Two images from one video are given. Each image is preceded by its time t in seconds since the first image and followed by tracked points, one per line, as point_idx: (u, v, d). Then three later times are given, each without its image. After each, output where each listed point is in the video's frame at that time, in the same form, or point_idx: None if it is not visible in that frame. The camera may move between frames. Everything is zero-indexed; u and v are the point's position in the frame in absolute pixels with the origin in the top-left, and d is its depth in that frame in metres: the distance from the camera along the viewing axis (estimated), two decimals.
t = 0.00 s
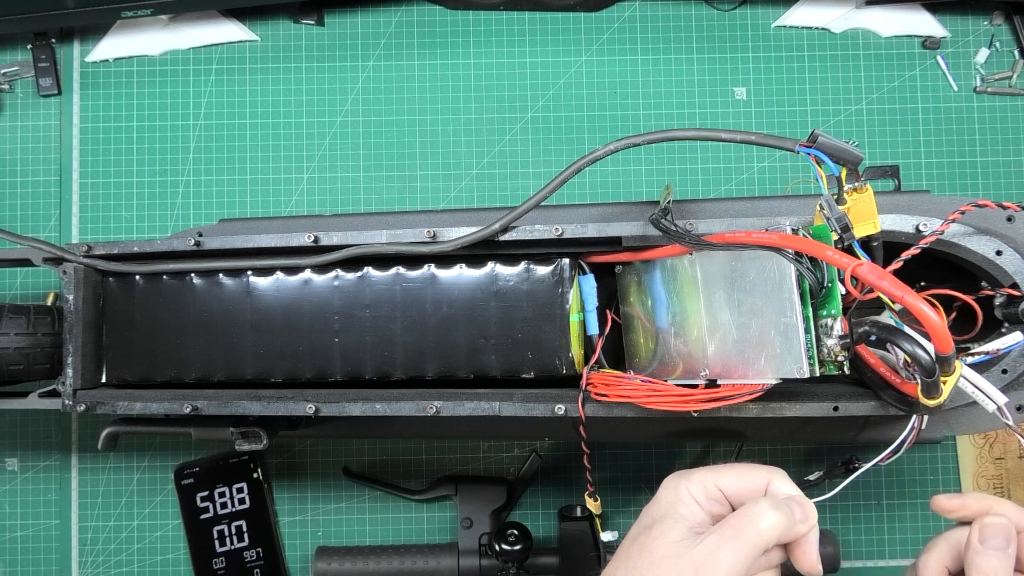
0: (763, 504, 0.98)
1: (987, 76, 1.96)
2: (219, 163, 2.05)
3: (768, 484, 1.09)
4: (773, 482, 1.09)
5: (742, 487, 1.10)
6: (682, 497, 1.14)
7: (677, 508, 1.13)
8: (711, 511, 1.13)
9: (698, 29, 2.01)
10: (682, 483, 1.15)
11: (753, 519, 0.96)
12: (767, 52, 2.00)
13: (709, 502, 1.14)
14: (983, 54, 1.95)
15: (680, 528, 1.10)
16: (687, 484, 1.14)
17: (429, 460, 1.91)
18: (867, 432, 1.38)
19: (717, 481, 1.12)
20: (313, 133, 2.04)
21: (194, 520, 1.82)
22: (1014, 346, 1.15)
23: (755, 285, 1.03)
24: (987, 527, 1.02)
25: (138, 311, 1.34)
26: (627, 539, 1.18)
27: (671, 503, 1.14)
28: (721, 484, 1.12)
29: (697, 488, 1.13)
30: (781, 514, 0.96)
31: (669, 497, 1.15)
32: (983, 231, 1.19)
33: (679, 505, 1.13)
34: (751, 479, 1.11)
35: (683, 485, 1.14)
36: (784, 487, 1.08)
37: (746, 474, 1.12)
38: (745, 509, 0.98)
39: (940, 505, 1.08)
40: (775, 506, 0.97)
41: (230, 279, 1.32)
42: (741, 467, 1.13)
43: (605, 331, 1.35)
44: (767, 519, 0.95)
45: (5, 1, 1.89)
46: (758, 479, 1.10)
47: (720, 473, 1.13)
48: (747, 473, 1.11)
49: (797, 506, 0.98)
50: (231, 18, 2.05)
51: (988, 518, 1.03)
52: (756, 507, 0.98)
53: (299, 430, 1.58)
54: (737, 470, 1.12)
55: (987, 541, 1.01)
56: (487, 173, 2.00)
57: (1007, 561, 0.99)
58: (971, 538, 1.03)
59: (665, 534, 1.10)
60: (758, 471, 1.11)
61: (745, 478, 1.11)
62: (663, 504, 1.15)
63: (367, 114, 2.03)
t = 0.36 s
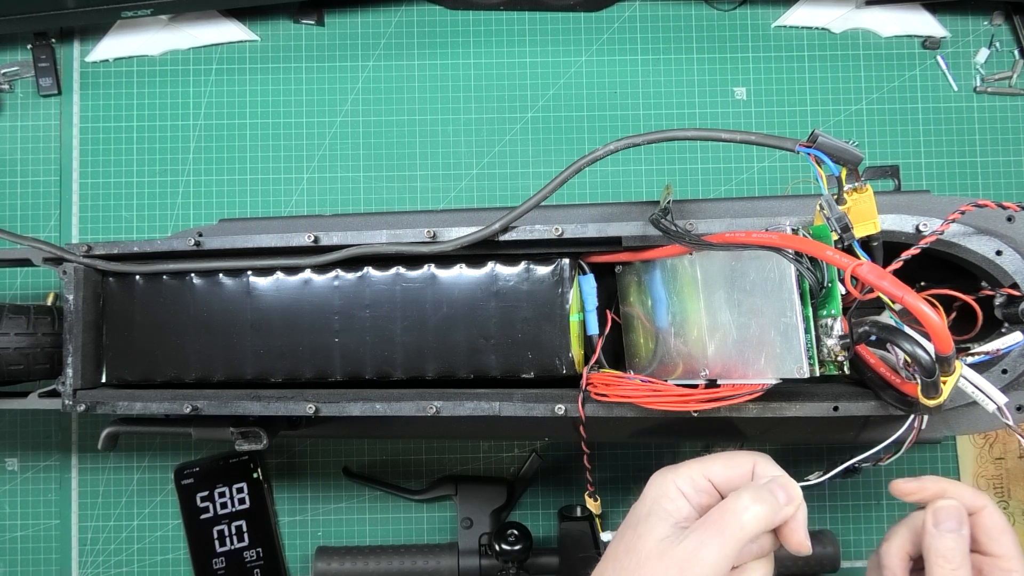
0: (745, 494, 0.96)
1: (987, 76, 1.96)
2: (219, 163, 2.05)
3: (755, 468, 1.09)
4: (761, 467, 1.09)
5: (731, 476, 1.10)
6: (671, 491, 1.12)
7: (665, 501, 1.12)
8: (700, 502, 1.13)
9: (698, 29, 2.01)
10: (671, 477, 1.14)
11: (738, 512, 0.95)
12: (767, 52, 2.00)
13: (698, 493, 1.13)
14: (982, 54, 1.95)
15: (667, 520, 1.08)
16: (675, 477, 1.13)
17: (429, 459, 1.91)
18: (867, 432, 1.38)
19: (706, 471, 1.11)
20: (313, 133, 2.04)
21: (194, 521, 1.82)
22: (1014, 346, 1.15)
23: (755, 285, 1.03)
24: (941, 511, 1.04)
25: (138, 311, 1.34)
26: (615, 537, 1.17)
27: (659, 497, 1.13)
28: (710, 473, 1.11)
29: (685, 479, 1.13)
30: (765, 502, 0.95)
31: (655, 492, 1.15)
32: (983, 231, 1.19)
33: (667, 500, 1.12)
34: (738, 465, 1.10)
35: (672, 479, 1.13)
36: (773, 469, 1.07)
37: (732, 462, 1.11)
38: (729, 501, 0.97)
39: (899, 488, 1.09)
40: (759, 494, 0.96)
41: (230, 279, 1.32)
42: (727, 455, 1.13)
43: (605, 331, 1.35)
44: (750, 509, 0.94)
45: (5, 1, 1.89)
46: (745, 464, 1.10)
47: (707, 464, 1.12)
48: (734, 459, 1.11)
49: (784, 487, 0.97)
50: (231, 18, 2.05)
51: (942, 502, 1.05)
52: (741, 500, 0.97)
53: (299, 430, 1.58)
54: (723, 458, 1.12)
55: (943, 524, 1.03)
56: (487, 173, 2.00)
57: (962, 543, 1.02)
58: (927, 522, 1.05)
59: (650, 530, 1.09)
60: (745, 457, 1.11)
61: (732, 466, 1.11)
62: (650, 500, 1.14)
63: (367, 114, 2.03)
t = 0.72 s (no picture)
0: None
1: (987, 76, 1.96)
2: (219, 163, 2.05)
3: (709, 518, 1.03)
4: (715, 517, 1.03)
5: (687, 527, 1.03)
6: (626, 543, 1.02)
7: (619, 552, 1.01)
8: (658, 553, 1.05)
9: (698, 29, 2.01)
10: (628, 526, 1.04)
11: None
12: (767, 52, 2.00)
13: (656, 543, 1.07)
14: (982, 54, 1.95)
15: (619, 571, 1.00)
16: (631, 527, 1.03)
17: (429, 460, 1.90)
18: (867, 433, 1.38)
19: (666, 524, 1.03)
20: (313, 133, 2.04)
21: (194, 520, 1.82)
22: (1014, 346, 1.15)
23: (755, 285, 1.03)
24: (974, 518, 0.92)
25: (138, 311, 1.34)
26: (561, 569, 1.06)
27: (611, 547, 1.02)
28: (668, 524, 1.03)
29: (642, 531, 1.03)
30: None
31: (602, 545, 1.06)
32: (983, 231, 1.19)
33: (622, 550, 1.01)
34: (697, 516, 1.04)
35: (628, 528, 1.03)
36: (730, 518, 1.03)
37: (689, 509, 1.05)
38: None
39: (930, 499, 1.02)
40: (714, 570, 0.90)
41: (230, 279, 1.32)
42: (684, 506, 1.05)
43: (605, 331, 1.35)
44: None
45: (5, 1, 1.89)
46: (701, 515, 1.03)
47: (665, 515, 1.04)
48: (692, 509, 1.03)
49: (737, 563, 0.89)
50: (231, 18, 2.05)
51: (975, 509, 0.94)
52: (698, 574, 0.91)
53: (299, 430, 1.58)
54: (681, 508, 1.04)
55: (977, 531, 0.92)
56: (487, 173, 2.00)
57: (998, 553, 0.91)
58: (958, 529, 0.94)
59: None
60: (700, 507, 1.04)
61: (689, 516, 1.04)
62: (602, 550, 1.02)
63: (367, 114, 2.03)
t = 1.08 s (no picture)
0: None
1: (987, 76, 1.96)
2: (219, 163, 2.05)
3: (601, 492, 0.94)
4: (606, 490, 0.94)
5: (575, 511, 0.96)
6: (511, 553, 0.97)
7: (505, 562, 0.97)
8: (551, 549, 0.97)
9: (698, 29, 2.01)
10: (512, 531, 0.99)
11: None
12: (767, 52, 2.00)
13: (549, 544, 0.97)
14: (982, 54, 1.95)
15: None
16: (515, 533, 0.98)
17: (429, 460, 1.90)
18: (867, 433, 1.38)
19: (550, 519, 0.96)
20: (313, 133, 2.04)
21: (194, 520, 1.82)
22: (1014, 346, 1.15)
23: (755, 285, 1.03)
24: (1001, 517, 1.01)
25: (138, 311, 1.34)
26: None
27: (497, 560, 0.97)
28: (549, 516, 0.97)
29: (526, 535, 0.97)
30: None
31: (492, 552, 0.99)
32: (983, 231, 1.19)
33: (508, 560, 0.97)
34: (582, 493, 0.96)
35: (511, 535, 0.98)
36: (619, 485, 0.93)
37: (574, 485, 0.97)
38: None
39: (956, 501, 1.09)
40: None
41: (230, 279, 1.32)
42: (567, 486, 0.97)
43: (605, 331, 1.35)
44: None
45: (6, 1, 1.89)
46: (589, 492, 0.95)
47: (546, 506, 0.98)
48: (574, 490, 0.96)
49: None
50: (231, 18, 2.05)
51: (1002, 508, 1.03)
52: None
53: (299, 430, 1.58)
54: (564, 492, 0.97)
55: (1002, 530, 1.01)
56: (487, 173, 2.00)
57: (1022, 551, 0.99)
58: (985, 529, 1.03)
59: None
60: (586, 483, 0.95)
61: (572, 498, 0.96)
62: (488, 562, 0.98)
63: (367, 114, 2.03)
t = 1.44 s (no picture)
0: None
1: (987, 76, 1.96)
2: (219, 163, 2.05)
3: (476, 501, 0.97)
4: (483, 497, 0.97)
5: (452, 527, 0.95)
6: None
7: None
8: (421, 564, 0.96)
9: (698, 29, 2.01)
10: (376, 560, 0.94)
11: None
12: (767, 52, 2.00)
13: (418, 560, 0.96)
14: (982, 54, 1.95)
15: None
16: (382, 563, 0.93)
17: (429, 460, 1.90)
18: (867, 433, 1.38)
19: (425, 539, 0.94)
20: (313, 133, 2.04)
21: (194, 520, 1.82)
22: (1014, 346, 1.15)
23: (755, 285, 1.03)
24: (932, 520, 1.10)
25: (138, 311, 1.34)
26: None
27: None
28: (424, 537, 0.95)
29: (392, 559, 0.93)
30: None
31: None
32: (983, 231, 1.19)
33: None
34: (456, 507, 0.96)
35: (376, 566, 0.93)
36: (494, 485, 0.98)
37: (446, 497, 0.97)
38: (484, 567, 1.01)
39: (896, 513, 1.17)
40: None
41: (230, 279, 1.32)
42: (438, 498, 0.97)
43: (605, 331, 1.35)
44: None
45: (5, 1, 1.88)
46: (464, 502, 0.96)
47: (415, 528, 0.95)
48: (447, 503, 0.96)
49: None
50: (231, 18, 2.05)
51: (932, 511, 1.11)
52: None
53: (299, 430, 1.58)
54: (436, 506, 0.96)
55: (937, 531, 1.09)
56: (487, 173, 2.00)
57: (956, 550, 1.08)
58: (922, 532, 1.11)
59: None
60: (461, 492, 0.97)
61: (448, 506, 0.96)
62: None
63: (367, 114, 2.03)
